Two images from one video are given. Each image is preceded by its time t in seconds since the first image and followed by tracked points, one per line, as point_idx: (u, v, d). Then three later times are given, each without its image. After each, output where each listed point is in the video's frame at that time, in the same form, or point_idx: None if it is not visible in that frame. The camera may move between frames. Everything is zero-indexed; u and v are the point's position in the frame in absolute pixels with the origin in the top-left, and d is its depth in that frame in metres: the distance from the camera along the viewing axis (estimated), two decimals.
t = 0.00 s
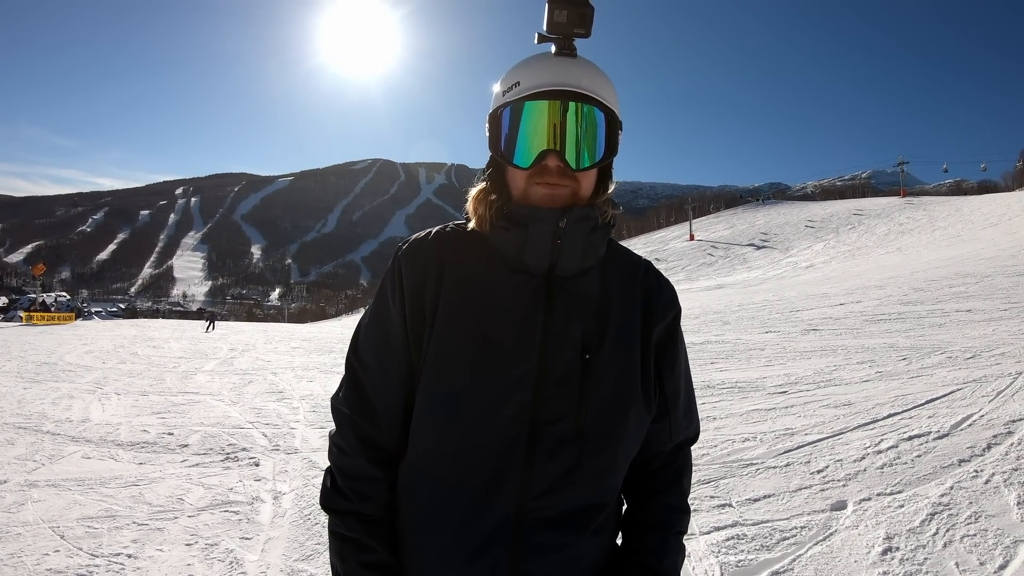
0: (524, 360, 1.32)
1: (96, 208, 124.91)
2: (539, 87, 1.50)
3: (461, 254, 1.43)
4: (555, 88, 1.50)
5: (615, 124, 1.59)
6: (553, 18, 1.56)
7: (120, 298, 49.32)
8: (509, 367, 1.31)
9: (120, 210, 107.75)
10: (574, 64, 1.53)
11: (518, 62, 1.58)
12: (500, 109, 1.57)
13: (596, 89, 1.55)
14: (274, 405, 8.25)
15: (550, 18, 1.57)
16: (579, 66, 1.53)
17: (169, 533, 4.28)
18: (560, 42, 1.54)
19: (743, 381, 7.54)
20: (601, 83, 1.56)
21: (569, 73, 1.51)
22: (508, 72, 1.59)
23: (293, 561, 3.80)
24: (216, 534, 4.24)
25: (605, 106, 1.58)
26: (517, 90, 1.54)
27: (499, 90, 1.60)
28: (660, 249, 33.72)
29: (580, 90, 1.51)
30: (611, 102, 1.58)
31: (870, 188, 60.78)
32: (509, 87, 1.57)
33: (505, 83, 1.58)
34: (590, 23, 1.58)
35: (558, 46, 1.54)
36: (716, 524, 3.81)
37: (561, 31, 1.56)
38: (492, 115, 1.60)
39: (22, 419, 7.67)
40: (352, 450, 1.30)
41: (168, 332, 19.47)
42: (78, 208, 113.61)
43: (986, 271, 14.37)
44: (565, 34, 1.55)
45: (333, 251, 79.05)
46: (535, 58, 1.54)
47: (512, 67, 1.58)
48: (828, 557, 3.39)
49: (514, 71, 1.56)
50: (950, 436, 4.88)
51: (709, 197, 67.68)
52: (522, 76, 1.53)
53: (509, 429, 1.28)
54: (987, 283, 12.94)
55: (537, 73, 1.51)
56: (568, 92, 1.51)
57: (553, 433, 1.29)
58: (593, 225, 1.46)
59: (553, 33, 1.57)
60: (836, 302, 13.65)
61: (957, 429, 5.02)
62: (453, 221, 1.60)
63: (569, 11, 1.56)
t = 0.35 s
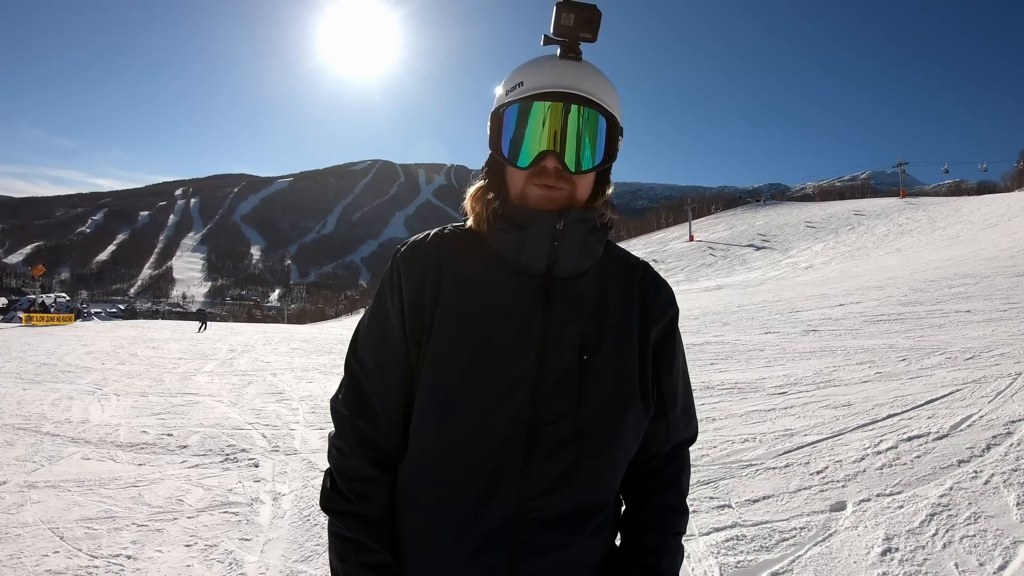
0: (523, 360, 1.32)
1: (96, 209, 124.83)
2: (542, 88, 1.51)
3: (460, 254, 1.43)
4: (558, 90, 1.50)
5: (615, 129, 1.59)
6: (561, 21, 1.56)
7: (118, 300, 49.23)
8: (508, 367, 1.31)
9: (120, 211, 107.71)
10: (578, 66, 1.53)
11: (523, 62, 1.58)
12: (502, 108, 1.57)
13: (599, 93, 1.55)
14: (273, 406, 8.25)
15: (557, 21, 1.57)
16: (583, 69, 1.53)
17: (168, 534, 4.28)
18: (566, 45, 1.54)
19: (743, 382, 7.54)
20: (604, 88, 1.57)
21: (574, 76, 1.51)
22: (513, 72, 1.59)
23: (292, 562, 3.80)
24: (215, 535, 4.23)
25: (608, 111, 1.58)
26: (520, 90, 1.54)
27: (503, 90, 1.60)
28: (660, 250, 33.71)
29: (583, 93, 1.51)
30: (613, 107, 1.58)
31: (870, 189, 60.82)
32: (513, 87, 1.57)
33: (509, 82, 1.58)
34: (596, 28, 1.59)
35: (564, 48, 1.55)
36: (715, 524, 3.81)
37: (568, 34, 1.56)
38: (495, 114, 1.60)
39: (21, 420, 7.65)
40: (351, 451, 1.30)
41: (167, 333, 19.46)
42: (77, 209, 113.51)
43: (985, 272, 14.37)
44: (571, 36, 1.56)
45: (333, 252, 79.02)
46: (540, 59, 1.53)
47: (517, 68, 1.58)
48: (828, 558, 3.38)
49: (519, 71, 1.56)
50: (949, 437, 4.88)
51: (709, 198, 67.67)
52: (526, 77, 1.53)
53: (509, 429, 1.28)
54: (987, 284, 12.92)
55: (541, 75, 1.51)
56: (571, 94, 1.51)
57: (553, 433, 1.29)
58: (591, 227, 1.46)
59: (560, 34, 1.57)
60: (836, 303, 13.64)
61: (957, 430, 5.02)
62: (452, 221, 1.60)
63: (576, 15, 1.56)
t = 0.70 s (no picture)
0: (524, 362, 1.32)
1: (96, 209, 124.91)
2: (544, 90, 1.51)
3: (461, 255, 1.43)
4: (560, 92, 1.50)
5: (617, 129, 1.60)
6: (561, 23, 1.57)
7: (118, 300, 49.20)
8: (509, 367, 1.31)
9: (120, 212, 107.77)
10: (579, 68, 1.54)
11: (523, 64, 1.58)
12: (502, 110, 1.57)
13: (600, 95, 1.56)
14: (273, 406, 8.25)
15: (557, 22, 1.58)
16: (585, 71, 1.54)
17: (168, 534, 4.28)
18: (567, 46, 1.55)
19: (742, 382, 7.54)
20: (605, 89, 1.57)
21: (575, 78, 1.51)
22: (513, 75, 1.59)
23: (293, 562, 3.80)
24: (215, 535, 4.23)
25: (609, 112, 1.59)
26: (521, 92, 1.54)
27: (503, 93, 1.60)
28: (659, 250, 33.73)
29: (584, 94, 1.52)
30: (614, 108, 1.59)
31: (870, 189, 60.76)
32: (513, 89, 1.57)
33: (509, 85, 1.58)
34: (595, 30, 1.59)
35: (564, 50, 1.55)
36: (715, 525, 3.81)
37: (568, 35, 1.57)
38: (495, 116, 1.60)
39: (21, 420, 7.66)
40: (352, 451, 1.30)
41: (167, 333, 19.46)
42: (78, 210, 113.71)
43: (985, 272, 14.38)
44: (572, 38, 1.56)
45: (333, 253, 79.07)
46: (541, 61, 1.54)
47: (517, 70, 1.58)
48: (828, 558, 3.38)
49: (519, 74, 1.56)
50: (949, 437, 4.88)
51: (709, 199, 67.66)
52: (527, 79, 1.54)
53: (509, 429, 1.28)
54: (987, 284, 12.91)
55: (543, 76, 1.51)
56: (572, 96, 1.52)
57: (553, 434, 1.29)
58: (593, 228, 1.46)
59: (561, 36, 1.57)
60: (836, 303, 13.63)
61: (957, 430, 5.02)
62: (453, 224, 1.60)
63: (575, 16, 1.57)
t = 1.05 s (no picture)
0: (524, 362, 1.31)
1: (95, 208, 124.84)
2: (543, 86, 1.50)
3: (461, 255, 1.43)
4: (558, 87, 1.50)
5: (614, 120, 1.60)
6: (554, 19, 1.57)
7: (117, 300, 49.16)
8: (509, 367, 1.31)
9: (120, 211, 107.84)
10: (575, 63, 1.54)
11: (518, 63, 1.58)
12: (503, 109, 1.56)
13: (596, 86, 1.56)
14: (273, 406, 8.25)
15: (550, 19, 1.58)
16: (580, 66, 1.55)
17: (168, 534, 4.28)
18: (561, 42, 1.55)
19: (742, 382, 7.54)
20: (601, 81, 1.58)
21: (571, 73, 1.52)
22: (510, 72, 1.58)
23: (292, 562, 3.80)
24: (215, 535, 4.23)
25: (606, 102, 1.59)
26: (519, 90, 1.54)
27: (500, 91, 1.59)
28: (659, 250, 33.74)
29: (582, 88, 1.53)
30: (611, 100, 1.60)
31: (870, 189, 60.74)
32: (512, 87, 1.56)
33: (507, 83, 1.57)
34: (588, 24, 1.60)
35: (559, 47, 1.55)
36: (714, 525, 3.80)
37: (562, 32, 1.57)
38: (494, 116, 1.59)
39: (21, 420, 7.66)
40: (352, 451, 1.30)
41: (167, 333, 19.47)
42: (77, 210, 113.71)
43: (984, 272, 14.38)
44: (564, 35, 1.57)
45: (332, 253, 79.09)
46: (538, 58, 1.54)
47: (514, 68, 1.58)
48: (828, 558, 3.38)
49: (516, 72, 1.56)
50: (949, 437, 4.88)
51: (709, 199, 67.66)
52: (526, 76, 1.53)
53: (509, 429, 1.28)
54: (987, 284, 12.92)
55: (542, 73, 1.51)
56: (571, 89, 1.51)
57: (552, 434, 1.29)
58: (596, 224, 1.46)
59: (553, 33, 1.58)
60: (835, 304, 13.64)
61: (956, 430, 5.02)
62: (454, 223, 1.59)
63: (567, 12, 1.57)
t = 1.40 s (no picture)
0: (519, 358, 1.31)
1: (95, 208, 124.91)
2: (516, 83, 1.51)
3: (456, 254, 1.43)
4: (529, 82, 1.50)
5: (591, 104, 1.60)
6: (512, 22, 1.60)
7: (117, 300, 49.11)
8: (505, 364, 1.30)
9: (120, 211, 107.82)
10: (541, 59, 1.55)
11: (485, 73, 1.60)
12: (483, 117, 1.57)
13: (568, 76, 1.57)
14: (273, 406, 8.24)
15: (506, 25, 1.61)
16: (545, 59, 1.56)
17: (167, 534, 4.27)
18: (522, 43, 1.58)
19: (742, 382, 7.54)
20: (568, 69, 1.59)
21: (538, 66, 1.53)
22: (482, 79, 1.60)
23: (292, 562, 3.79)
24: (214, 535, 4.22)
25: (578, 87, 1.59)
26: (493, 95, 1.55)
27: (476, 99, 1.60)
28: (659, 250, 33.74)
29: (553, 78, 1.53)
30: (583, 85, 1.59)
31: (870, 190, 60.78)
32: (486, 93, 1.57)
33: (481, 89, 1.58)
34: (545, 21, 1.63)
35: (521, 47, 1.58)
36: (715, 525, 3.80)
37: (520, 33, 1.60)
38: (475, 125, 1.59)
39: (21, 420, 7.66)
40: (349, 450, 1.28)
41: (167, 333, 19.46)
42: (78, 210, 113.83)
43: (984, 272, 14.37)
44: (523, 36, 1.59)
45: (332, 253, 79.17)
46: (505, 62, 1.56)
47: (485, 74, 1.59)
48: (828, 559, 3.38)
49: (489, 77, 1.57)
50: (949, 437, 4.87)
51: (708, 199, 67.66)
52: (497, 81, 1.54)
53: (506, 426, 1.28)
54: (987, 284, 12.92)
55: (513, 74, 1.52)
56: (543, 82, 1.52)
57: (549, 431, 1.28)
58: (590, 216, 1.45)
59: (511, 37, 1.61)
60: (835, 303, 13.64)
61: (957, 430, 5.01)
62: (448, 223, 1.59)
63: (524, 14, 1.60)
